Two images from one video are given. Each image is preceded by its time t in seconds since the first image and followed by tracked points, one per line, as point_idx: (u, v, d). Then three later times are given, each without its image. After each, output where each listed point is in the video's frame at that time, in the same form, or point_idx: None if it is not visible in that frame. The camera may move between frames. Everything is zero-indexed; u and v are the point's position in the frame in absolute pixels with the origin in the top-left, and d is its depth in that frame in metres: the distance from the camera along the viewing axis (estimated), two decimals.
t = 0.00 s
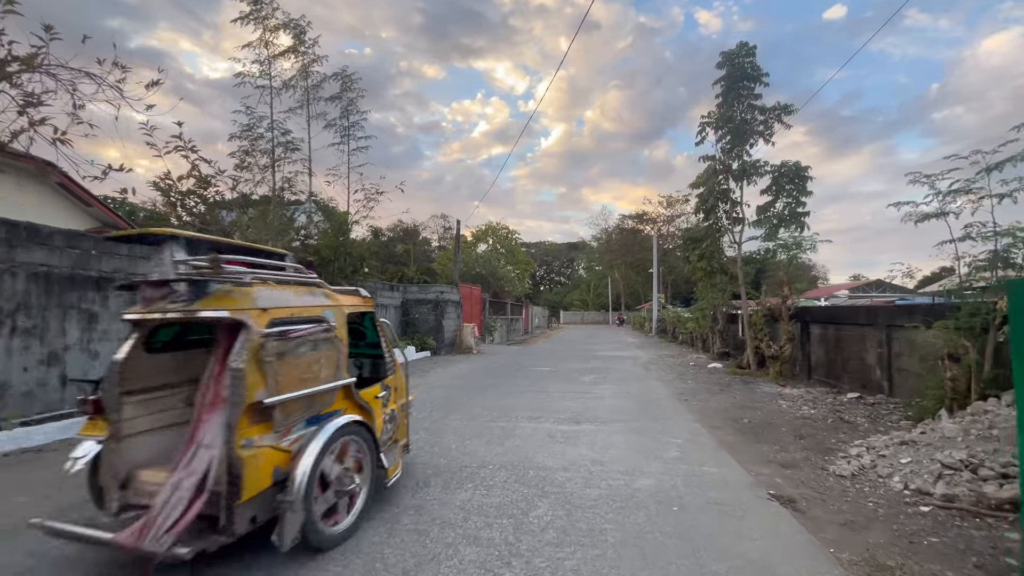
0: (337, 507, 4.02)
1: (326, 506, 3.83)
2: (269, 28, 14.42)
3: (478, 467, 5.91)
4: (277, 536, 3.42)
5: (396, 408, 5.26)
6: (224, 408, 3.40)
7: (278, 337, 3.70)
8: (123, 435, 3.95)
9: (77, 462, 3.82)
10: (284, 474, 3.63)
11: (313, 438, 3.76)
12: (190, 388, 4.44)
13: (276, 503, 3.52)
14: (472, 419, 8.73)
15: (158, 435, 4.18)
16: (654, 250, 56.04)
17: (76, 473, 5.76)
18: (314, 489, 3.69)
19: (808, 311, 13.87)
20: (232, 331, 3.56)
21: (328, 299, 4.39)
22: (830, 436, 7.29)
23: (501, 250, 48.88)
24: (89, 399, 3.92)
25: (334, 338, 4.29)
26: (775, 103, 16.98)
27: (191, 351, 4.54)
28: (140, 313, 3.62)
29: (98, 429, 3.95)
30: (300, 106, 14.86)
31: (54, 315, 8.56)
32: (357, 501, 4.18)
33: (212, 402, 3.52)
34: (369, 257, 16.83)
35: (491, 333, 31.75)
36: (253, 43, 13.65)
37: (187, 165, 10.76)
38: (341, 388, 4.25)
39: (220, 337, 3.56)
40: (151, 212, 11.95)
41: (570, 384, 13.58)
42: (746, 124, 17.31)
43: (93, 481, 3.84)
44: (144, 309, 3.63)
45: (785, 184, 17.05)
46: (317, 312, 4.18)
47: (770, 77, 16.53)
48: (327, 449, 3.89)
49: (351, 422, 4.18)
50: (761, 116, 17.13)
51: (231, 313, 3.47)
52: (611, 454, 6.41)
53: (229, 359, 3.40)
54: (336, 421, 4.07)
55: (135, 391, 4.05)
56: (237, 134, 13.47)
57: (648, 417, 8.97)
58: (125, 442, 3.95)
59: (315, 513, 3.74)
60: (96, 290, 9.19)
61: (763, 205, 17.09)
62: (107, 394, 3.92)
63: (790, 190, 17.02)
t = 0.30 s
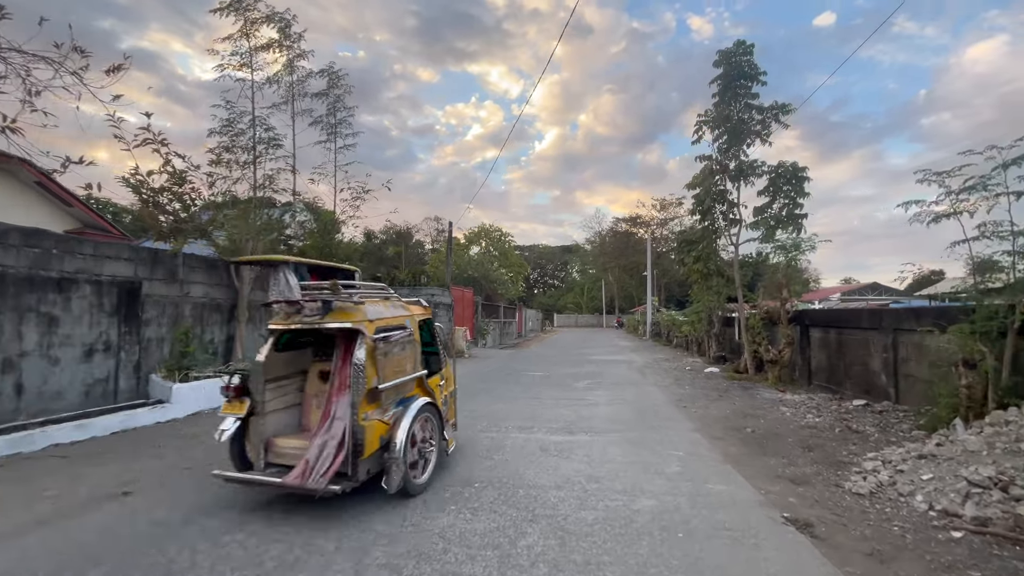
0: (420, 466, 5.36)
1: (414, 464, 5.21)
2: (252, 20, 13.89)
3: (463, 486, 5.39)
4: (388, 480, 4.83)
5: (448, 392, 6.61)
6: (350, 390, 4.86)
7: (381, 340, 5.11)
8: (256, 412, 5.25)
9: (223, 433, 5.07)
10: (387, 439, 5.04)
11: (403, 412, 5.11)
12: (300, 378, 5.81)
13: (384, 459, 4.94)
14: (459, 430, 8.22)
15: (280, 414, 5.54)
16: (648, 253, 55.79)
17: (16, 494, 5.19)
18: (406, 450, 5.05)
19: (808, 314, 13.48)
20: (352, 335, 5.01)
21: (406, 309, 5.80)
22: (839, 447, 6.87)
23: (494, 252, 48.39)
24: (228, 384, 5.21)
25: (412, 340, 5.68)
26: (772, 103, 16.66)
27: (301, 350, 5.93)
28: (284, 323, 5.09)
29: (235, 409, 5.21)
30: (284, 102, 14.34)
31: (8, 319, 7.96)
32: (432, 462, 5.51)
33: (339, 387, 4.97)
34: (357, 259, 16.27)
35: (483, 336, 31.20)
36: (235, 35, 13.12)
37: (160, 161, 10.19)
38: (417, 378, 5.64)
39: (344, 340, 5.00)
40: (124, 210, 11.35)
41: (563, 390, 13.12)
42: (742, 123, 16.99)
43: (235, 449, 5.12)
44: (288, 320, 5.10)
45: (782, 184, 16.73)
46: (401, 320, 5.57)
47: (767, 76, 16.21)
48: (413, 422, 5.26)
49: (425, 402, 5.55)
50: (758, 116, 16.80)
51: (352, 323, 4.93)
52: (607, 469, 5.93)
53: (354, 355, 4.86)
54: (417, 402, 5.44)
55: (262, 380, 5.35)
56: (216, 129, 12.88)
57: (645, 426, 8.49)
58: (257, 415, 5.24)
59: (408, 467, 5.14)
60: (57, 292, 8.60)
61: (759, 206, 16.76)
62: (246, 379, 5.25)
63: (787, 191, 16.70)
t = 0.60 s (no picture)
0: (465, 439, 6.72)
1: (462, 436, 6.59)
2: (231, 9, 13.27)
3: (445, 509, 4.83)
4: (445, 446, 6.21)
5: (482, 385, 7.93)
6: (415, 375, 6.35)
7: (439, 337, 6.68)
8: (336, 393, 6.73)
9: (311, 411, 6.54)
10: (443, 415, 6.45)
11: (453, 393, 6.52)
12: (367, 370, 7.24)
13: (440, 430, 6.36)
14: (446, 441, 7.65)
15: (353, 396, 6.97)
16: (642, 255, 55.43)
17: None
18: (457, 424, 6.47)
19: (810, 317, 13.01)
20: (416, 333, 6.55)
21: (453, 314, 7.30)
22: (853, 461, 6.37)
23: (487, 254, 47.78)
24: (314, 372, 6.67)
25: (458, 339, 7.26)
26: (771, 101, 16.26)
27: (368, 348, 7.40)
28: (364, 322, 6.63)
29: (319, 392, 6.67)
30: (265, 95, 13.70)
31: None
32: (475, 438, 6.84)
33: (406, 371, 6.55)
34: (343, 259, 15.64)
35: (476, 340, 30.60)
36: (213, 24, 12.50)
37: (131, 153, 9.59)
38: (462, 370, 7.17)
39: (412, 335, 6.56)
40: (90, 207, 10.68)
41: (557, 397, 12.58)
42: (740, 122, 16.57)
43: (320, 423, 6.54)
44: (368, 320, 6.67)
45: (781, 184, 16.32)
46: (451, 324, 7.13)
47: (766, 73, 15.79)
48: (461, 404, 6.68)
49: (469, 389, 7.00)
50: (756, 114, 16.40)
51: (416, 324, 6.48)
52: (604, 488, 5.38)
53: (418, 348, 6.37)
54: (462, 388, 6.92)
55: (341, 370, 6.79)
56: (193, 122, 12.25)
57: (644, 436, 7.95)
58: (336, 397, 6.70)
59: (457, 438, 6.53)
60: (9, 293, 7.94)
61: (758, 206, 16.34)
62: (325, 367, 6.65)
63: (787, 191, 16.28)
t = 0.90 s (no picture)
0: (500, 417, 8.12)
1: (499, 415, 7.97)
2: None
3: (423, 534, 4.23)
4: (487, 422, 7.51)
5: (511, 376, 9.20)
6: (463, 364, 7.71)
7: (480, 335, 8.10)
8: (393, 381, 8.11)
9: (373, 396, 7.91)
10: (484, 399, 7.82)
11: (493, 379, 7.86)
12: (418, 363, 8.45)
13: (483, 409, 7.73)
14: (431, 450, 7.04)
15: (408, 384, 8.28)
16: (639, 255, 54.94)
17: None
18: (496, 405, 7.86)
19: (817, 317, 12.49)
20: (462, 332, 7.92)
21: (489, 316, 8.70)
22: (876, 473, 5.82)
23: (482, 253, 47.18)
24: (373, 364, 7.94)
25: (493, 337, 8.68)
26: (773, 93, 15.76)
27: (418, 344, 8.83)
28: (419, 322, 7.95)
29: (380, 381, 8.05)
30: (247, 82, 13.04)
31: None
32: (508, 418, 8.23)
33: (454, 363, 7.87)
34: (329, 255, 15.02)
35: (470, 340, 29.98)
36: (190, 6, 11.84)
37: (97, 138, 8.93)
38: (497, 363, 8.58)
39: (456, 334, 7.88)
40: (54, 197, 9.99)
41: (552, 400, 12.02)
42: (742, 115, 16.06)
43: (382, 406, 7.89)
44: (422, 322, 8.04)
45: (784, 179, 15.82)
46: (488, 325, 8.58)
47: (769, 64, 15.29)
48: (498, 390, 8.04)
49: (504, 379, 8.36)
50: (759, 107, 15.89)
51: (462, 324, 7.90)
52: (605, 507, 4.80)
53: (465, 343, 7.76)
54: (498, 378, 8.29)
55: (398, 363, 8.14)
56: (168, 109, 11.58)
57: (646, 445, 7.37)
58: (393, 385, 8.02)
59: (496, 417, 7.90)
60: None
61: (760, 202, 15.84)
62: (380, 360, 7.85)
63: (790, 186, 15.79)
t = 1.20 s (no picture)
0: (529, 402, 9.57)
1: (528, 400, 9.40)
2: None
3: (398, 571, 3.59)
4: (520, 405, 8.95)
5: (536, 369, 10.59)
6: (499, 357, 9.16)
7: (511, 332, 9.60)
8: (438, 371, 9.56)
9: (422, 384, 9.34)
10: (516, 386, 9.24)
11: (524, 369, 9.31)
12: (458, 357, 9.91)
13: (515, 394, 9.16)
14: (416, 463, 6.39)
15: (450, 375, 9.73)
16: (637, 255, 54.44)
17: None
18: (526, 391, 9.28)
19: (827, 317, 11.92)
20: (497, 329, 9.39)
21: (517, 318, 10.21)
22: (910, 490, 5.23)
23: (479, 253, 46.56)
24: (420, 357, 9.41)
25: (520, 335, 10.16)
26: (779, 86, 15.19)
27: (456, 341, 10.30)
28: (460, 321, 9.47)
29: (427, 372, 9.49)
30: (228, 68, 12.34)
31: None
32: (536, 404, 9.69)
33: (491, 355, 9.32)
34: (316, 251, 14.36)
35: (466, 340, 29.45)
36: None
37: (56, 121, 8.27)
38: (524, 357, 10.07)
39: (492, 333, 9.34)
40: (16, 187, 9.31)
41: (549, 404, 11.42)
42: (747, 108, 15.47)
43: (430, 393, 9.32)
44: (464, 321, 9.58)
45: (790, 175, 15.26)
46: (518, 325, 10.12)
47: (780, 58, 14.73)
48: (528, 379, 9.47)
49: (531, 371, 9.78)
50: (763, 100, 15.32)
51: (497, 324, 9.42)
52: (610, 535, 4.18)
53: (500, 339, 9.23)
54: (526, 369, 9.72)
55: (442, 357, 9.63)
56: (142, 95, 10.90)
57: (652, 456, 6.76)
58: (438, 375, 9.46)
59: (524, 401, 9.33)
60: None
61: (765, 198, 15.28)
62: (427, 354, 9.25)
63: (796, 182, 15.23)
